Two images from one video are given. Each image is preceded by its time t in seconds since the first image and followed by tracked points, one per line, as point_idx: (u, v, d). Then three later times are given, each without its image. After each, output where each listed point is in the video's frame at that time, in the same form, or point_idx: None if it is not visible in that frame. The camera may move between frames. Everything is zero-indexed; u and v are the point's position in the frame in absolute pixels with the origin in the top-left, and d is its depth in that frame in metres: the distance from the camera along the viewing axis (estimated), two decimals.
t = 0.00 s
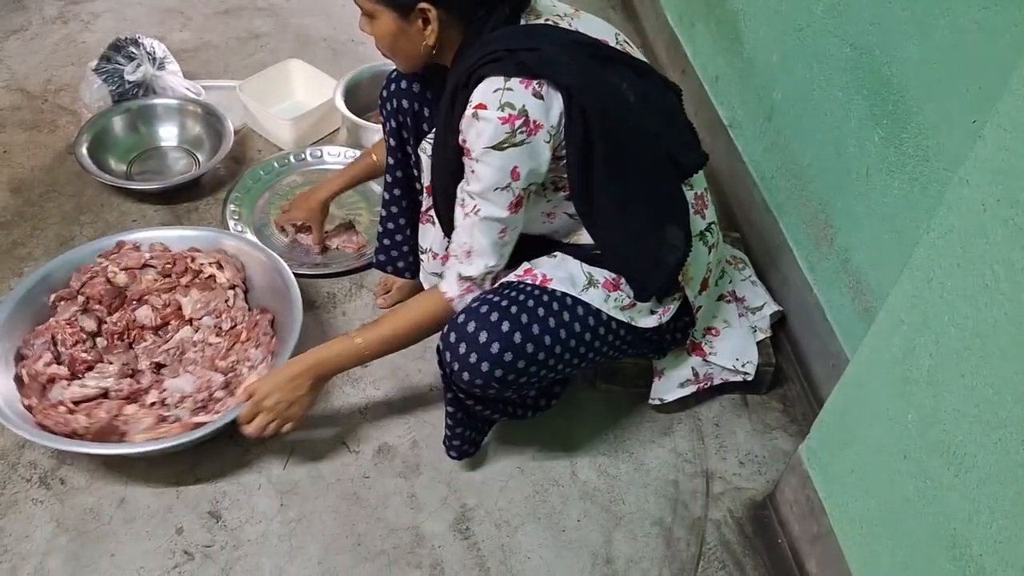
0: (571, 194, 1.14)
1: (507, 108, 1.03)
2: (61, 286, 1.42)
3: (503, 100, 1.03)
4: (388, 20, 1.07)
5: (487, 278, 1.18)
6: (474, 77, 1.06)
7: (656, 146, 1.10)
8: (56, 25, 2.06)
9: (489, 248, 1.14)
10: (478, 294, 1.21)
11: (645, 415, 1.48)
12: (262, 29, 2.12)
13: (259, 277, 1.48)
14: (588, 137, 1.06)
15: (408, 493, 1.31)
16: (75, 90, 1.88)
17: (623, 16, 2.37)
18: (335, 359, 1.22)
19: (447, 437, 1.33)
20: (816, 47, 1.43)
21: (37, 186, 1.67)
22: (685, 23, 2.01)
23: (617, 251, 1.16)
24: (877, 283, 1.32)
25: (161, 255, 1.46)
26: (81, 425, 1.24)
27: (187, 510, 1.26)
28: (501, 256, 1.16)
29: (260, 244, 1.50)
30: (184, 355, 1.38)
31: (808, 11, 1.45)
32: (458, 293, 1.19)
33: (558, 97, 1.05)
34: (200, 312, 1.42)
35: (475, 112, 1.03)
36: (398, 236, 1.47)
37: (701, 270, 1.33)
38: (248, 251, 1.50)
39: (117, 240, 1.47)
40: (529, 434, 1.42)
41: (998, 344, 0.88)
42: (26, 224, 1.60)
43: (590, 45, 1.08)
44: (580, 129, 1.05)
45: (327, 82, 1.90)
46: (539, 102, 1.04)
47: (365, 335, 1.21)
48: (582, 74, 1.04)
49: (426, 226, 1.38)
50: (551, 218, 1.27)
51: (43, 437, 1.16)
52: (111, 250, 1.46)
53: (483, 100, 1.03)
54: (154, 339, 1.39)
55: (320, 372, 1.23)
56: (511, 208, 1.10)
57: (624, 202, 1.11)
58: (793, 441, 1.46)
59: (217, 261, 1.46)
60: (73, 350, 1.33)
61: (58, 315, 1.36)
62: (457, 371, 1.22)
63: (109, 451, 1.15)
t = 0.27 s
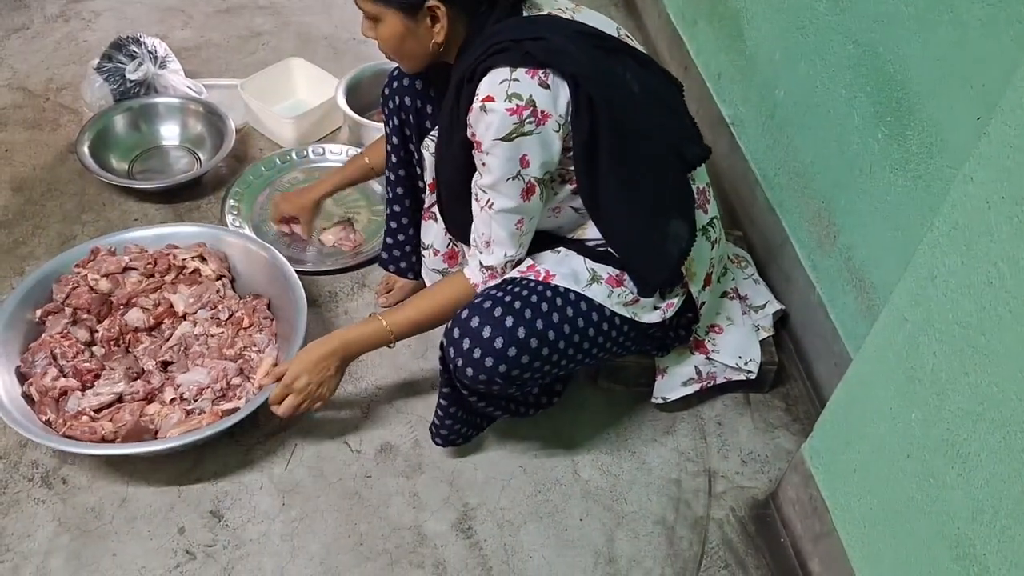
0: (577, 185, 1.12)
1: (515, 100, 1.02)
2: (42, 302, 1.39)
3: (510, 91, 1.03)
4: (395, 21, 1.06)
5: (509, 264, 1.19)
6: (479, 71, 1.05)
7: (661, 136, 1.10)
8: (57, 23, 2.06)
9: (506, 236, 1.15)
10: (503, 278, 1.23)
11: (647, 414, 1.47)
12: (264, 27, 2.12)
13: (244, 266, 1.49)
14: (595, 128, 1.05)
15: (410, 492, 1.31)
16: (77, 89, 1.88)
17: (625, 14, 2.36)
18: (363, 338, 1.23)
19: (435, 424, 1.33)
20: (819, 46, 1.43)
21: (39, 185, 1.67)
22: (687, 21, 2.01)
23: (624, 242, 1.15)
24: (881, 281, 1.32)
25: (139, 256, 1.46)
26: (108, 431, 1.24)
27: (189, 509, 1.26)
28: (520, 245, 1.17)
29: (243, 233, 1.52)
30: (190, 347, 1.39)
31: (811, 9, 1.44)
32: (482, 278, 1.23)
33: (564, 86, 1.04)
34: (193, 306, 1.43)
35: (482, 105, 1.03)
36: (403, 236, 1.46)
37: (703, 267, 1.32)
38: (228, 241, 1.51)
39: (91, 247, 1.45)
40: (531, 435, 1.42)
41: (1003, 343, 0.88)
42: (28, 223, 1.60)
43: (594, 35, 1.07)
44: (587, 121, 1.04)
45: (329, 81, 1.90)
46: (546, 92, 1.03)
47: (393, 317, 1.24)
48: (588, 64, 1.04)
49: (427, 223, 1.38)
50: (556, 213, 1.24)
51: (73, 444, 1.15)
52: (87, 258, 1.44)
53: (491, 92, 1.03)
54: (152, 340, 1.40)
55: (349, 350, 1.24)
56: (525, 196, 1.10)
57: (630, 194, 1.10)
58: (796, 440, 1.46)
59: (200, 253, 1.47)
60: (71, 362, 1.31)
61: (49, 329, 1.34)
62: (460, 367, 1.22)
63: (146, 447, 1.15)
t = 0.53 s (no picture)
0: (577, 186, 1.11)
1: (513, 96, 1.02)
2: (45, 302, 1.39)
3: (508, 88, 1.02)
4: (397, 23, 1.05)
5: (508, 263, 1.18)
6: (477, 68, 1.05)
7: (659, 134, 1.10)
8: (59, 24, 2.06)
9: (507, 234, 1.14)
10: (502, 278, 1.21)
11: (650, 413, 1.47)
12: (266, 27, 2.12)
13: (246, 267, 1.49)
14: (595, 124, 1.05)
15: (413, 492, 1.31)
16: (79, 90, 1.88)
17: (627, 13, 2.36)
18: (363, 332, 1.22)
19: (440, 428, 1.33)
20: (822, 45, 1.42)
21: (41, 186, 1.67)
22: (689, 20, 2.00)
23: (626, 242, 1.14)
24: (883, 280, 1.31)
25: (142, 256, 1.46)
26: (111, 433, 1.25)
27: (192, 510, 1.26)
28: (519, 244, 1.16)
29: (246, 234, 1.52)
30: (192, 349, 1.39)
31: (814, 8, 1.44)
32: (481, 277, 1.21)
33: (563, 82, 1.04)
34: (196, 308, 1.43)
35: (480, 103, 1.03)
36: (407, 234, 1.46)
37: (704, 266, 1.32)
38: (232, 241, 1.50)
39: (94, 247, 1.45)
40: (534, 437, 1.41)
41: (1006, 343, 0.88)
42: (30, 224, 1.60)
43: (592, 32, 1.08)
44: (586, 116, 1.04)
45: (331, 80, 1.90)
46: (544, 89, 1.03)
47: (393, 311, 1.22)
48: (587, 60, 1.04)
49: (427, 223, 1.38)
50: (555, 211, 1.24)
51: (76, 447, 1.15)
52: (89, 258, 1.44)
53: (488, 89, 1.03)
54: (155, 341, 1.40)
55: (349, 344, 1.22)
56: (524, 194, 1.09)
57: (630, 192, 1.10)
58: (799, 439, 1.46)
59: (203, 254, 1.47)
60: (73, 363, 1.31)
61: (52, 330, 1.35)
62: (458, 367, 1.22)
63: (148, 450, 1.15)
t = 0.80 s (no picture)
0: (571, 183, 1.13)
1: (503, 98, 1.02)
2: (48, 304, 1.40)
3: (499, 89, 1.02)
4: (392, 33, 1.06)
5: (487, 265, 1.17)
6: (471, 70, 1.06)
7: (656, 135, 1.10)
8: (62, 26, 2.07)
9: (488, 234, 1.13)
10: (480, 280, 1.19)
11: (651, 413, 1.48)
12: (268, 29, 2.13)
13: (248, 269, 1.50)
14: (589, 125, 1.05)
15: (415, 493, 1.32)
16: (81, 92, 1.89)
17: (628, 13, 2.36)
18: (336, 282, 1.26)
19: (439, 428, 1.34)
20: (821, 47, 1.43)
21: (44, 189, 1.68)
22: (689, 20, 2.01)
23: (622, 242, 1.15)
24: (882, 281, 1.31)
25: (144, 259, 1.46)
26: (113, 435, 1.25)
27: (194, 512, 1.27)
28: (501, 246, 1.15)
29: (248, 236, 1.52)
30: (194, 351, 1.39)
31: (813, 9, 1.44)
32: (460, 270, 1.18)
33: (556, 85, 1.04)
34: (197, 309, 1.43)
35: (471, 103, 1.03)
36: (403, 237, 1.45)
37: (703, 267, 1.32)
38: (233, 243, 1.51)
39: (97, 249, 1.46)
40: (536, 439, 1.42)
41: (1003, 344, 0.88)
42: (33, 226, 1.61)
43: (589, 34, 1.08)
44: (580, 117, 1.04)
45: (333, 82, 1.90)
46: (535, 91, 1.03)
47: (371, 275, 1.24)
48: (582, 62, 1.03)
49: (428, 223, 1.40)
50: (552, 212, 1.23)
51: (79, 449, 1.16)
52: (92, 261, 1.45)
53: (479, 90, 1.03)
54: (156, 343, 1.40)
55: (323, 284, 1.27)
56: (509, 196, 1.09)
57: (625, 192, 1.11)
58: (799, 439, 1.46)
59: (205, 256, 1.48)
60: (75, 364, 1.32)
61: (55, 332, 1.35)
62: (460, 368, 1.23)
63: (150, 451, 1.16)
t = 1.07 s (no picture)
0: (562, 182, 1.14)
1: (487, 99, 1.04)
2: (48, 305, 1.40)
3: (484, 91, 1.04)
4: (388, 35, 1.07)
5: (439, 247, 1.19)
6: (460, 71, 1.06)
7: (647, 137, 1.10)
8: (63, 27, 2.07)
9: (448, 219, 1.15)
10: (429, 259, 1.21)
11: (649, 413, 1.48)
12: (268, 29, 2.13)
13: (247, 270, 1.50)
14: (578, 126, 1.06)
15: (414, 494, 1.33)
16: (82, 93, 1.89)
17: (629, 13, 2.36)
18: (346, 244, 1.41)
19: (436, 426, 1.34)
20: (819, 48, 1.43)
21: (45, 190, 1.68)
22: (689, 21, 2.01)
23: (611, 242, 1.16)
24: (878, 282, 1.32)
25: (144, 260, 1.47)
26: (112, 436, 1.26)
27: (193, 513, 1.28)
28: (457, 236, 1.16)
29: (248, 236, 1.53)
30: (194, 352, 1.40)
31: (811, 11, 1.44)
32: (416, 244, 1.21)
33: (544, 88, 1.05)
34: (197, 310, 1.44)
35: (456, 101, 1.05)
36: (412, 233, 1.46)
37: (698, 266, 1.31)
38: (233, 244, 1.51)
39: (97, 250, 1.46)
40: (535, 439, 1.42)
41: (996, 347, 0.88)
42: (34, 227, 1.61)
43: (578, 36, 1.07)
44: (568, 118, 1.05)
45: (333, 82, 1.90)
46: (520, 94, 1.04)
47: (370, 248, 1.37)
48: (570, 65, 1.03)
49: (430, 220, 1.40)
50: (546, 210, 1.24)
51: (80, 450, 1.16)
52: (92, 262, 1.45)
53: (466, 90, 1.05)
54: (157, 344, 1.41)
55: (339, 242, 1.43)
56: (475, 189, 1.11)
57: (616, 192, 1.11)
58: (797, 439, 1.46)
59: (204, 257, 1.48)
60: (76, 366, 1.33)
61: (55, 333, 1.36)
62: (453, 365, 1.23)
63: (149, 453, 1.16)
